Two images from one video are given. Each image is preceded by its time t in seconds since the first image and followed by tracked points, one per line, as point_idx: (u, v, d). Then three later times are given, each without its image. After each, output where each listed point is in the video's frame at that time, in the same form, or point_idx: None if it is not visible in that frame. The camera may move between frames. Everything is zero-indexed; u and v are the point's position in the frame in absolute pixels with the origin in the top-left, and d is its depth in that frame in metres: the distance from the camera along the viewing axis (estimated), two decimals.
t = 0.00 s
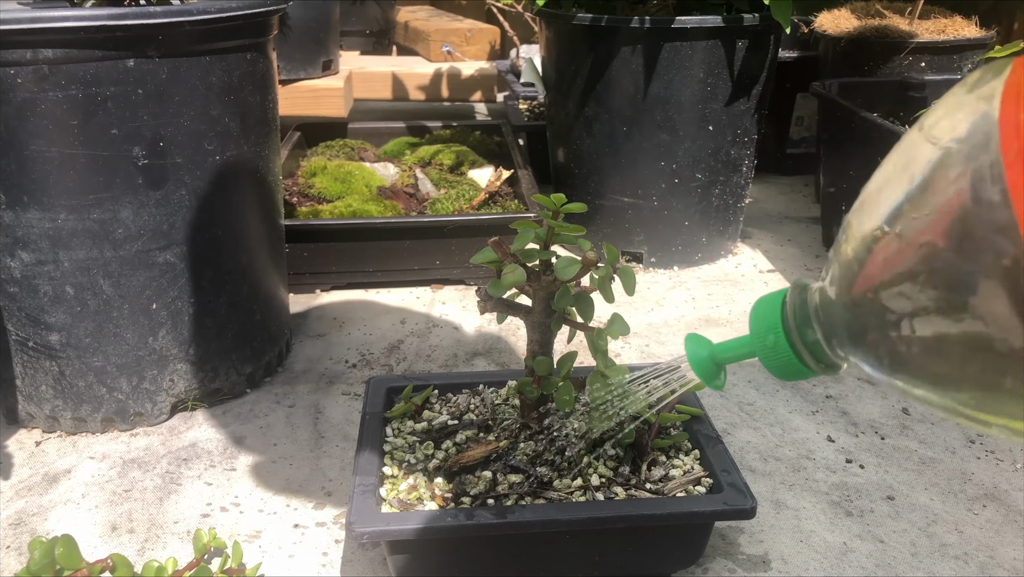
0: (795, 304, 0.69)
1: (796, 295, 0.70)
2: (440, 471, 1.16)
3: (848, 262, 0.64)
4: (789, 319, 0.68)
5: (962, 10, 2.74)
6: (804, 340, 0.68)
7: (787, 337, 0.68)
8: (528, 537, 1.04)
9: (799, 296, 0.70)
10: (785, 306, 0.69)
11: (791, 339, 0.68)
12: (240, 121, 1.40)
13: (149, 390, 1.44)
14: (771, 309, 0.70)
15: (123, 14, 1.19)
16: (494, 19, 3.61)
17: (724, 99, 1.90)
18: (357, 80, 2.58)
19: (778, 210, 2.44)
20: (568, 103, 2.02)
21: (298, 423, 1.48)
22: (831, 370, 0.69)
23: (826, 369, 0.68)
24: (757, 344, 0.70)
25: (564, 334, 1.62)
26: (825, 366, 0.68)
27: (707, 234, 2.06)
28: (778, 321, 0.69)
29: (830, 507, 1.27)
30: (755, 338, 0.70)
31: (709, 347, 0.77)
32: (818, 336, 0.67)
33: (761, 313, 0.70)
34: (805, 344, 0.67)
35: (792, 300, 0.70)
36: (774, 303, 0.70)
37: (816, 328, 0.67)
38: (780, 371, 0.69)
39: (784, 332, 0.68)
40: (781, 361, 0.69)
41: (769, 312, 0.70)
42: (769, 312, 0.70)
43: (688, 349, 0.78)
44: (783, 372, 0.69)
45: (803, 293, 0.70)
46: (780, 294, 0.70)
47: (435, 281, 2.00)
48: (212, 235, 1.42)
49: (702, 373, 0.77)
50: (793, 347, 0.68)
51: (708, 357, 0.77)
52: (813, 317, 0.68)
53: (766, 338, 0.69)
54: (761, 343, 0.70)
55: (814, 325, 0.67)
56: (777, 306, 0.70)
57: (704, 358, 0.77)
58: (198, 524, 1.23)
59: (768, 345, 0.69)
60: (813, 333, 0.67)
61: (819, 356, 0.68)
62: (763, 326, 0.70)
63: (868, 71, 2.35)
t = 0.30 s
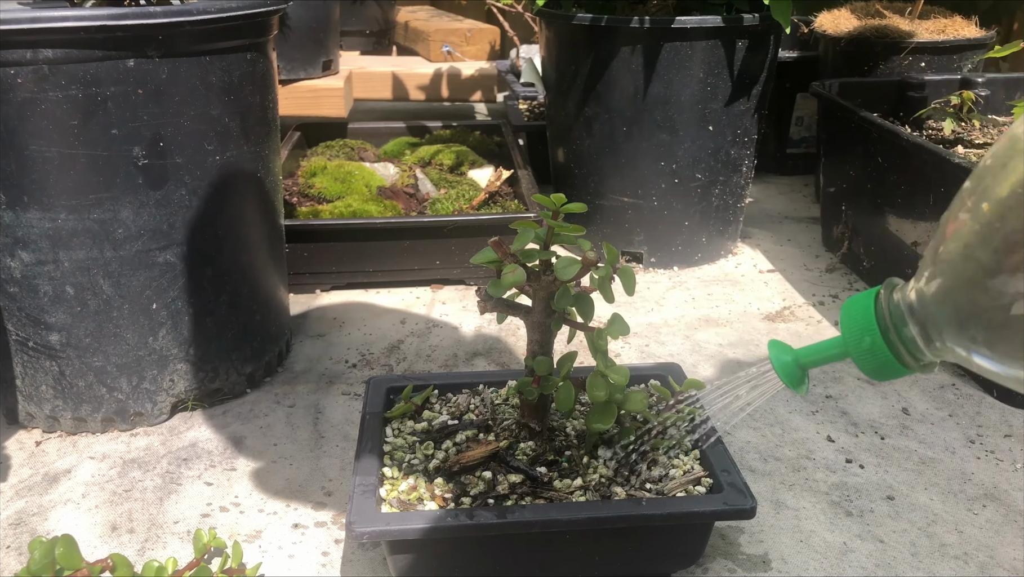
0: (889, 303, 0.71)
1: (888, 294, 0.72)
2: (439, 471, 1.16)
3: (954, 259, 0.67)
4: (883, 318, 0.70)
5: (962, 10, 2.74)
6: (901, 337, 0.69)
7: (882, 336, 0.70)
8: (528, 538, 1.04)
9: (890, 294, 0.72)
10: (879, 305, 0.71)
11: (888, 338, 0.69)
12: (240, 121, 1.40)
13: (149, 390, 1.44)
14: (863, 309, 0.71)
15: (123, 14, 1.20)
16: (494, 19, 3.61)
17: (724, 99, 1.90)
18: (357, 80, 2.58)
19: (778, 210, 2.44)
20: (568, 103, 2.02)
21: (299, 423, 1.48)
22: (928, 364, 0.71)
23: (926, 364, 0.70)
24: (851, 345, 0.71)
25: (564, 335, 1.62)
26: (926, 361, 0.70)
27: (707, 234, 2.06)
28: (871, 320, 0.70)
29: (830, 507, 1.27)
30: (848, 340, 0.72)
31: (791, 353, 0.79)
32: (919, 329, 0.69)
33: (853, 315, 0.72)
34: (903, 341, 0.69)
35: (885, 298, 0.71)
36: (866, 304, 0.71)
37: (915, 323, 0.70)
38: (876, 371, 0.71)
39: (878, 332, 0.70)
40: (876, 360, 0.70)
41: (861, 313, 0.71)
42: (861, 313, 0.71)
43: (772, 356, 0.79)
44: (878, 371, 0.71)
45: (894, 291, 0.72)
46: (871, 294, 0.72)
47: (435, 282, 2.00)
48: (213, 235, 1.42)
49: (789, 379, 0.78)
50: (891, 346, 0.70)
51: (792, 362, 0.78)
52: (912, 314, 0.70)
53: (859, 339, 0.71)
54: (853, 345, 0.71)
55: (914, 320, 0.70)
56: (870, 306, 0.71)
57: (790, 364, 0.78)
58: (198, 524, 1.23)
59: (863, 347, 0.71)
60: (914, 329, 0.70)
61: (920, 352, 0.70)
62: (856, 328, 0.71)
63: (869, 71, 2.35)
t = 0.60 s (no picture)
0: (886, 218, 0.83)
1: (882, 211, 0.85)
2: (440, 471, 1.16)
3: (972, 164, 0.82)
4: (887, 232, 0.82)
5: (962, 10, 2.73)
6: (906, 248, 0.82)
7: (889, 249, 0.82)
8: (527, 537, 1.04)
9: (885, 212, 0.85)
10: (879, 222, 0.83)
11: (894, 250, 0.82)
12: (240, 121, 1.40)
13: (150, 390, 1.44)
14: (867, 227, 0.83)
15: (123, 14, 1.20)
16: (494, 19, 3.61)
17: (724, 99, 1.90)
18: (357, 80, 2.58)
19: (778, 210, 2.44)
20: (568, 103, 2.02)
21: (299, 423, 1.48)
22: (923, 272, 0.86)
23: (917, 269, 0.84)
24: (860, 262, 0.84)
25: (564, 334, 1.62)
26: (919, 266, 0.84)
27: (707, 234, 2.06)
28: (878, 235, 0.82)
29: (830, 507, 1.27)
30: (857, 256, 0.84)
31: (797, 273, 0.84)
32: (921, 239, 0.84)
33: (859, 232, 0.84)
34: (907, 252, 0.82)
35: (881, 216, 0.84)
36: (868, 224, 0.83)
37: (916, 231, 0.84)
38: (879, 279, 0.84)
39: (885, 245, 0.82)
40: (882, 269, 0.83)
41: (866, 231, 0.83)
42: (865, 229, 0.83)
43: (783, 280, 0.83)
44: (880, 279, 0.84)
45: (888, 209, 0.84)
46: (868, 214, 0.84)
47: (435, 281, 2.00)
48: (212, 235, 1.42)
49: (801, 297, 0.82)
50: (893, 258, 0.82)
51: (801, 281, 0.83)
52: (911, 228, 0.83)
53: (866, 253, 0.83)
54: (863, 259, 0.83)
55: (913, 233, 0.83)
56: (873, 223, 0.83)
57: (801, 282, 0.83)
58: (198, 524, 1.23)
59: (870, 263, 0.83)
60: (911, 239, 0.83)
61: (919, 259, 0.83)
62: (865, 244, 0.83)
63: (869, 71, 2.35)
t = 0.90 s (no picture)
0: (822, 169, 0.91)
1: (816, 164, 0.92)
2: (440, 471, 1.16)
3: (885, 95, 0.85)
4: (824, 181, 0.90)
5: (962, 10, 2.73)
6: (842, 194, 0.89)
7: (829, 198, 0.90)
8: (528, 537, 1.04)
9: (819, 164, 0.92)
10: (815, 173, 0.91)
11: (832, 197, 0.90)
12: (240, 121, 1.40)
13: (150, 390, 1.44)
14: (805, 179, 0.91)
15: (123, 14, 1.20)
16: (495, 19, 3.61)
17: (724, 99, 1.90)
18: (357, 80, 2.58)
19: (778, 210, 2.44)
20: (568, 103, 2.02)
21: (298, 423, 1.48)
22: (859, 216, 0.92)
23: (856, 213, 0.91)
24: (805, 212, 0.91)
25: (564, 334, 1.62)
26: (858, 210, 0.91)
27: (707, 234, 2.06)
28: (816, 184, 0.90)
29: (830, 507, 1.27)
30: (802, 208, 0.91)
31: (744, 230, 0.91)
32: (852, 185, 0.89)
33: (798, 183, 0.91)
34: (845, 197, 0.89)
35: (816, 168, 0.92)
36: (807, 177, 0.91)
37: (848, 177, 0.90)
38: (823, 225, 0.91)
39: (825, 195, 0.90)
40: (826, 216, 0.91)
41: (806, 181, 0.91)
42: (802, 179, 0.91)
43: (734, 237, 0.90)
44: (826, 227, 0.91)
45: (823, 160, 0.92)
46: (805, 166, 0.92)
47: (435, 281, 2.00)
48: (212, 234, 1.41)
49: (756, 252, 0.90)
50: (834, 207, 0.90)
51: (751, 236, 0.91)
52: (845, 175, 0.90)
53: (809, 202, 0.91)
54: (807, 208, 0.91)
55: (846, 181, 0.90)
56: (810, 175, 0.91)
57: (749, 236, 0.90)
58: (198, 524, 1.23)
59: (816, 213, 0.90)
60: (846, 185, 0.90)
61: (855, 203, 0.90)
62: (807, 195, 0.90)
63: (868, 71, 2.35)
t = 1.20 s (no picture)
0: (858, 178, 0.98)
1: (853, 171, 0.99)
2: (440, 471, 1.16)
3: (933, 97, 0.93)
4: (860, 190, 0.97)
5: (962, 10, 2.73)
6: (878, 202, 0.97)
7: (865, 205, 0.97)
8: (528, 537, 1.04)
9: (856, 172, 0.99)
10: (852, 182, 0.98)
11: (868, 205, 0.97)
12: (240, 121, 1.40)
13: (149, 390, 1.44)
14: (842, 188, 0.97)
15: (123, 14, 1.20)
16: (494, 19, 3.60)
17: (724, 99, 1.90)
18: (357, 80, 2.58)
19: (778, 210, 2.44)
20: (568, 103, 2.02)
21: (299, 423, 1.48)
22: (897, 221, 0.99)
23: (892, 219, 0.98)
24: (841, 220, 0.98)
25: (564, 334, 1.62)
26: (894, 215, 0.98)
27: (707, 234, 2.06)
28: (852, 193, 0.97)
29: (830, 507, 1.28)
30: (838, 215, 0.98)
31: (780, 238, 0.99)
32: (889, 190, 0.97)
33: (834, 192, 0.98)
34: (879, 205, 0.97)
35: (853, 176, 0.99)
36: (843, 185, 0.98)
37: (884, 184, 0.98)
38: (862, 233, 0.98)
39: (861, 202, 0.97)
40: (863, 223, 0.97)
41: (842, 191, 0.97)
42: (837, 189, 0.97)
43: (769, 244, 0.98)
44: (864, 233, 0.98)
45: (860, 169, 0.99)
46: (841, 174, 0.99)
47: (435, 281, 2.00)
48: (213, 235, 1.41)
49: (786, 259, 0.97)
50: (870, 212, 0.97)
51: (784, 245, 0.98)
52: (880, 184, 0.98)
53: (845, 211, 0.97)
54: (843, 217, 0.97)
55: (882, 188, 0.98)
56: (846, 184, 0.98)
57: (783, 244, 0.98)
58: (198, 524, 1.23)
59: (852, 223, 0.97)
60: (882, 193, 0.97)
61: (891, 209, 0.97)
62: (843, 204, 0.97)
63: (869, 71, 2.36)
